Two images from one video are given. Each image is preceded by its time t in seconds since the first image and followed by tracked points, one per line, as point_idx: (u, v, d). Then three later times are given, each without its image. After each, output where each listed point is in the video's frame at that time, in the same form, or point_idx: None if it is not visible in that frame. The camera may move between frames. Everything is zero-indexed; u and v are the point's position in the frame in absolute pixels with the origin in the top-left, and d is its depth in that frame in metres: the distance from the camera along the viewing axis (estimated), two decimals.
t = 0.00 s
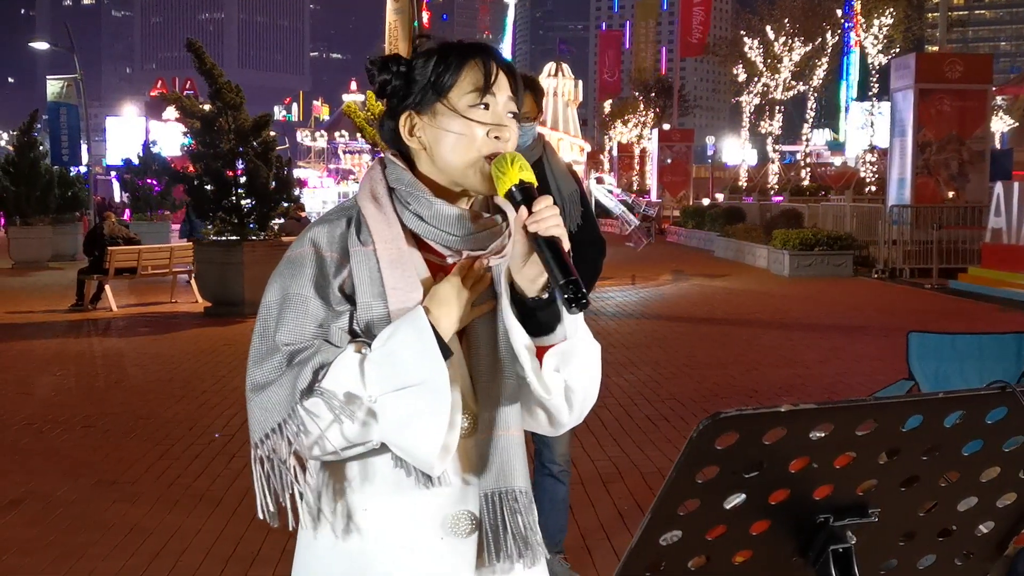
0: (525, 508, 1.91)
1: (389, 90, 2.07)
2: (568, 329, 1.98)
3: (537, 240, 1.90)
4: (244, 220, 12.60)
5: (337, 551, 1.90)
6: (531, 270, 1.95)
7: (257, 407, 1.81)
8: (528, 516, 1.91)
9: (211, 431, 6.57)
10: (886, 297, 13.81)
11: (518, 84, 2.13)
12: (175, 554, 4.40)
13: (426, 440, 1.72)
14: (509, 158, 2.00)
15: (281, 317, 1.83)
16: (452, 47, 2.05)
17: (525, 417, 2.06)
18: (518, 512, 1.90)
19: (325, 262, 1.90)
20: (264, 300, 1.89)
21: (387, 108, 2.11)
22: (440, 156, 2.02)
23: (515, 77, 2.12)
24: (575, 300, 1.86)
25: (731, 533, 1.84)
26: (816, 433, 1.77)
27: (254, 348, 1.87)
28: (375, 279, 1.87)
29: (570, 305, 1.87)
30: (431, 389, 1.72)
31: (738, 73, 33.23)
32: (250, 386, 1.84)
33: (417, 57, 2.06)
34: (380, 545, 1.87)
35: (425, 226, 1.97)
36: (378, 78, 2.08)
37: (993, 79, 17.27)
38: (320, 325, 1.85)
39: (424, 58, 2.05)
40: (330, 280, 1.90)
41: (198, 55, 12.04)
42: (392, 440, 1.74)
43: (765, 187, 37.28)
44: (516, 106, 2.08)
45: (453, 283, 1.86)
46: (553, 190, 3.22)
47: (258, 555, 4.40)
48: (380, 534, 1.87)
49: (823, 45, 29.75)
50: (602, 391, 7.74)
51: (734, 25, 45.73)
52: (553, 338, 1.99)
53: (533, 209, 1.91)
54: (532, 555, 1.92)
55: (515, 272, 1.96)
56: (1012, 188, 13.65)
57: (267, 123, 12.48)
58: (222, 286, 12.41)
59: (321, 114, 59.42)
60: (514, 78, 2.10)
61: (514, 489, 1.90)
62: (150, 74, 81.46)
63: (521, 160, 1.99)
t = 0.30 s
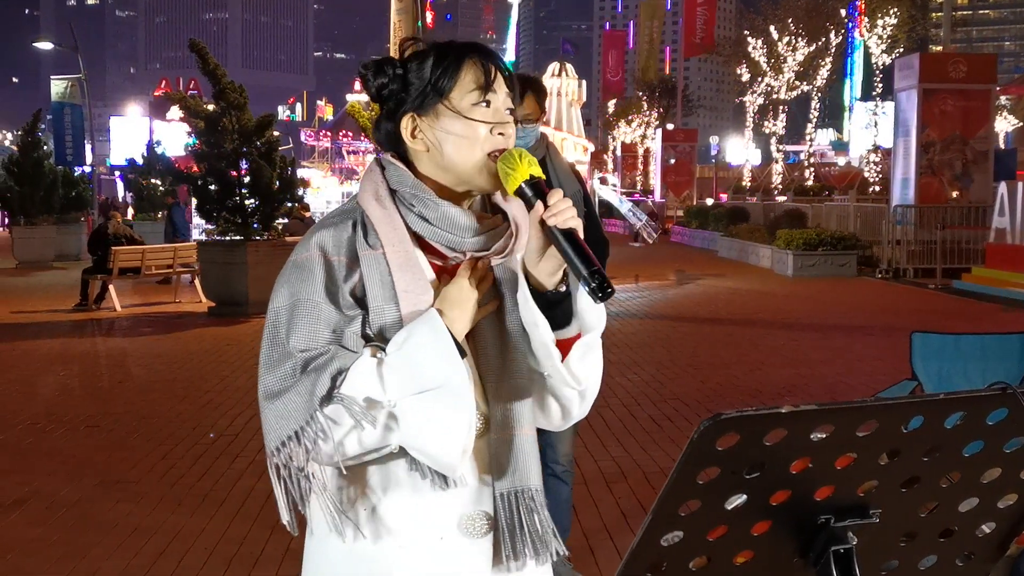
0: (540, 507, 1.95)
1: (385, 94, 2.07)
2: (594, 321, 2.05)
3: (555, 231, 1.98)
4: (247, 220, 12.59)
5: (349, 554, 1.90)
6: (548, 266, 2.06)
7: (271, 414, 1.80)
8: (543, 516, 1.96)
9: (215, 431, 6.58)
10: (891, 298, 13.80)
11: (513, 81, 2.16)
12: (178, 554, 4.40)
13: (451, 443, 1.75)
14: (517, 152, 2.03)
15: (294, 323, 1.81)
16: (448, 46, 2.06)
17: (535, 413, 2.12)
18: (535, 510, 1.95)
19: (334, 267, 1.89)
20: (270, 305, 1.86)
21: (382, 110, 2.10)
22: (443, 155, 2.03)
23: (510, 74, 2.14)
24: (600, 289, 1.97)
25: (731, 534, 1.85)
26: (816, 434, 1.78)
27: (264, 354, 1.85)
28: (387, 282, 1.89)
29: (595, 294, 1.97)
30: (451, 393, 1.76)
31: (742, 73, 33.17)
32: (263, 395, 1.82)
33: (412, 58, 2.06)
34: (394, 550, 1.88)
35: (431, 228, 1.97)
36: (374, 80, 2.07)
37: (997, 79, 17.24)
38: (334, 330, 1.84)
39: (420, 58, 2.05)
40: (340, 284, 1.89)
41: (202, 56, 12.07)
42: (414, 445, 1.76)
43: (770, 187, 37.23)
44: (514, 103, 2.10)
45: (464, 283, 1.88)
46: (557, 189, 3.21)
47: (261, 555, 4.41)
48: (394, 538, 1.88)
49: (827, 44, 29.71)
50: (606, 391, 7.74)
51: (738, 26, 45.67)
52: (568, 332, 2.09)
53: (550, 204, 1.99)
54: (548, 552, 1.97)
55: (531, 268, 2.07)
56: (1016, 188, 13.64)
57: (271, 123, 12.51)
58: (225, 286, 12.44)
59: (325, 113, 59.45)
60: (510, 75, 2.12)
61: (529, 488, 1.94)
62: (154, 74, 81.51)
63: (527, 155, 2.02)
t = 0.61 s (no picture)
0: (555, 505, 1.97)
1: (381, 94, 2.05)
2: (604, 317, 2.09)
3: (561, 230, 1.98)
4: (250, 220, 12.62)
5: (364, 558, 1.90)
6: (553, 265, 2.04)
7: (285, 423, 1.79)
8: (557, 515, 1.97)
9: (219, 431, 6.59)
10: (894, 298, 13.78)
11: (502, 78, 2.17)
12: (181, 554, 4.41)
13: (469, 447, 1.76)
14: (519, 154, 2.05)
15: (305, 331, 1.80)
16: (441, 47, 2.06)
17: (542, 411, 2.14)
18: (550, 511, 1.97)
19: (342, 273, 1.89)
20: (279, 311, 1.85)
21: (377, 110, 2.07)
22: (443, 156, 2.03)
23: (499, 73, 2.16)
24: (611, 286, 1.99)
25: (734, 535, 1.85)
26: (817, 436, 1.78)
27: (275, 362, 1.84)
28: (396, 287, 1.89)
29: (607, 290, 1.99)
30: (467, 396, 1.77)
31: (745, 73, 33.16)
32: (277, 403, 1.81)
33: (406, 59, 2.04)
34: (408, 551, 1.89)
35: (435, 229, 1.97)
36: (368, 81, 2.04)
37: (1001, 79, 17.21)
38: (346, 336, 1.84)
39: (415, 59, 2.04)
40: (349, 290, 1.89)
41: (205, 56, 12.07)
42: (432, 448, 1.77)
43: (773, 187, 37.22)
44: (507, 103, 2.12)
45: (471, 285, 1.91)
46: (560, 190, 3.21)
47: (264, 555, 4.42)
48: (408, 541, 1.89)
49: (830, 44, 29.70)
50: (609, 391, 7.74)
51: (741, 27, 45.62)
52: (574, 328, 2.10)
53: (555, 204, 2.00)
54: (564, 550, 1.99)
55: (535, 266, 2.06)
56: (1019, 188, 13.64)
57: (274, 123, 12.49)
58: (229, 285, 12.47)
59: (328, 113, 59.50)
60: (501, 73, 2.13)
61: (544, 487, 1.96)
62: (157, 74, 81.57)
63: (528, 155, 2.05)
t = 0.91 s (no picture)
0: (561, 505, 1.97)
1: (382, 97, 2.04)
2: (606, 322, 2.10)
3: (565, 236, 2.01)
4: (255, 220, 12.65)
5: (371, 561, 1.91)
6: (556, 269, 2.07)
7: (291, 428, 1.79)
8: (563, 516, 1.98)
9: (224, 431, 6.60)
10: (898, 298, 13.76)
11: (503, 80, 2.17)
12: (184, 555, 4.41)
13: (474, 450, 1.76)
14: (523, 157, 2.06)
15: (310, 336, 1.81)
16: (441, 48, 2.06)
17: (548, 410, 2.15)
18: (555, 511, 1.98)
19: (345, 278, 1.89)
20: (284, 316, 1.86)
21: (378, 116, 2.07)
22: (446, 158, 2.03)
23: (500, 76, 2.16)
24: (614, 292, 2.02)
25: (736, 536, 1.85)
26: (818, 437, 1.78)
27: (280, 367, 1.84)
28: (400, 291, 1.89)
29: (609, 296, 2.02)
30: (472, 400, 1.78)
31: (749, 73, 33.11)
32: (282, 408, 1.81)
33: (407, 61, 2.04)
34: (415, 552, 1.90)
35: (437, 232, 1.98)
36: (369, 85, 2.04)
37: (1005, 78, 17.17)
38: (350, 341, 1.84)
39: (417, 61, 2.04)
40: (354, 294, 1.89)
41: (210, 56, 12.08)
42: (437, 451, 1.77)
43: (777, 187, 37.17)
44: (507, 106, 2.12)
45: (474, 287, 1.92)
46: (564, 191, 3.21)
47: (267, 555, 4.42)
48: (414, 542, 1.90)
49: (835, 44, 29.64)
50: (612, 391, 7.73)
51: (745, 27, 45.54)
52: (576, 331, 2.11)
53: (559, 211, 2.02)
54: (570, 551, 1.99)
55: (538, 271, 2.08)
56: None
57: (279, 123, 12.49)
58: (233, 285, 12.50)
59: (331, 114, 59.49)
60: (502, 77, 2.14)
61: (549, 489, 1.97)
62: (162, 74, 81.64)
63: (532, 159, 2.05)
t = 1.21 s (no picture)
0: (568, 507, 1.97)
1: (390, 99, 2.05)
2: (619, 317, 2.07)
3: (577, 232, 1.99)
4: (260, 220, 12.61)
5: (376, 561, 1.92)
6: (567, 264, 2.05)
7: (297, 430, 1.79)
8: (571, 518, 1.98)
9: (229, 431, 6.61)
10: (903, 298, 13.74)
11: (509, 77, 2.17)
12: (189, 555, 4.42)
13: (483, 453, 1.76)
14: (534, 151, 2.05)
15: (318, 338, 1.81)
16: (447, 48, 2.06)
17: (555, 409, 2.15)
18: (563, 512, 1.98)
19: (354, 280, 1.89)
20: (292, 317, 1.86)
21: (386, 116, 2.08)
22: (457, 157, 2.03)
23: (505, 72, 2.16)
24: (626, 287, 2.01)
25: (739, 536, 1.85)
26: (821, 437, 1.79)
27: (287, 369, 1.84)
28: (409, 294, 1.90)
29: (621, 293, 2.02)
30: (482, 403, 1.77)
31: (754, 73, 33.08)
32: (289, 411, 1.81)
33: (413, 62, 2.04)
34: (421, 554, 1.91)
35: (446, 232, 1.98)
36: (375, 86, 2.05)
37: (1011, 78, 17.12)
38: (359, 344, 1.84)
39: (423, 61, 2.05)
40: (362, 296, 1.89)
41: (214, 55, 12.11)
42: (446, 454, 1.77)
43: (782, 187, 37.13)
44: (514, 102, 2.13)
45: (482, 288, 1.94)
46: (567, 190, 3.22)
47: (272, 555, 4.43)
48: (420, 543, 1.90)
49: (840, 44, 29.57)
50: (617, 390, 7.73)
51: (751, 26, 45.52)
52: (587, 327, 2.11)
53: (570, 205, 2.01)
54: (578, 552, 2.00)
55: (550, 266, 2.06)
56: None
57: (283, 123, 12.51)
58: (239, 285, 12.52)
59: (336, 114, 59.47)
60: (508, 74, 2.14)
61: (557, 491, 1.97)
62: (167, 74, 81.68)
63: (544, 152, 2.04)
